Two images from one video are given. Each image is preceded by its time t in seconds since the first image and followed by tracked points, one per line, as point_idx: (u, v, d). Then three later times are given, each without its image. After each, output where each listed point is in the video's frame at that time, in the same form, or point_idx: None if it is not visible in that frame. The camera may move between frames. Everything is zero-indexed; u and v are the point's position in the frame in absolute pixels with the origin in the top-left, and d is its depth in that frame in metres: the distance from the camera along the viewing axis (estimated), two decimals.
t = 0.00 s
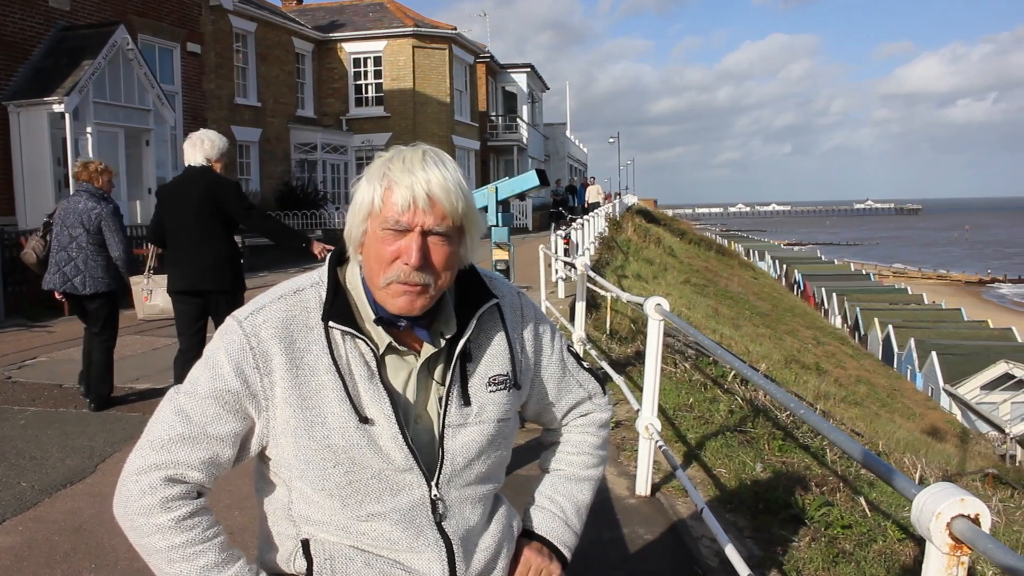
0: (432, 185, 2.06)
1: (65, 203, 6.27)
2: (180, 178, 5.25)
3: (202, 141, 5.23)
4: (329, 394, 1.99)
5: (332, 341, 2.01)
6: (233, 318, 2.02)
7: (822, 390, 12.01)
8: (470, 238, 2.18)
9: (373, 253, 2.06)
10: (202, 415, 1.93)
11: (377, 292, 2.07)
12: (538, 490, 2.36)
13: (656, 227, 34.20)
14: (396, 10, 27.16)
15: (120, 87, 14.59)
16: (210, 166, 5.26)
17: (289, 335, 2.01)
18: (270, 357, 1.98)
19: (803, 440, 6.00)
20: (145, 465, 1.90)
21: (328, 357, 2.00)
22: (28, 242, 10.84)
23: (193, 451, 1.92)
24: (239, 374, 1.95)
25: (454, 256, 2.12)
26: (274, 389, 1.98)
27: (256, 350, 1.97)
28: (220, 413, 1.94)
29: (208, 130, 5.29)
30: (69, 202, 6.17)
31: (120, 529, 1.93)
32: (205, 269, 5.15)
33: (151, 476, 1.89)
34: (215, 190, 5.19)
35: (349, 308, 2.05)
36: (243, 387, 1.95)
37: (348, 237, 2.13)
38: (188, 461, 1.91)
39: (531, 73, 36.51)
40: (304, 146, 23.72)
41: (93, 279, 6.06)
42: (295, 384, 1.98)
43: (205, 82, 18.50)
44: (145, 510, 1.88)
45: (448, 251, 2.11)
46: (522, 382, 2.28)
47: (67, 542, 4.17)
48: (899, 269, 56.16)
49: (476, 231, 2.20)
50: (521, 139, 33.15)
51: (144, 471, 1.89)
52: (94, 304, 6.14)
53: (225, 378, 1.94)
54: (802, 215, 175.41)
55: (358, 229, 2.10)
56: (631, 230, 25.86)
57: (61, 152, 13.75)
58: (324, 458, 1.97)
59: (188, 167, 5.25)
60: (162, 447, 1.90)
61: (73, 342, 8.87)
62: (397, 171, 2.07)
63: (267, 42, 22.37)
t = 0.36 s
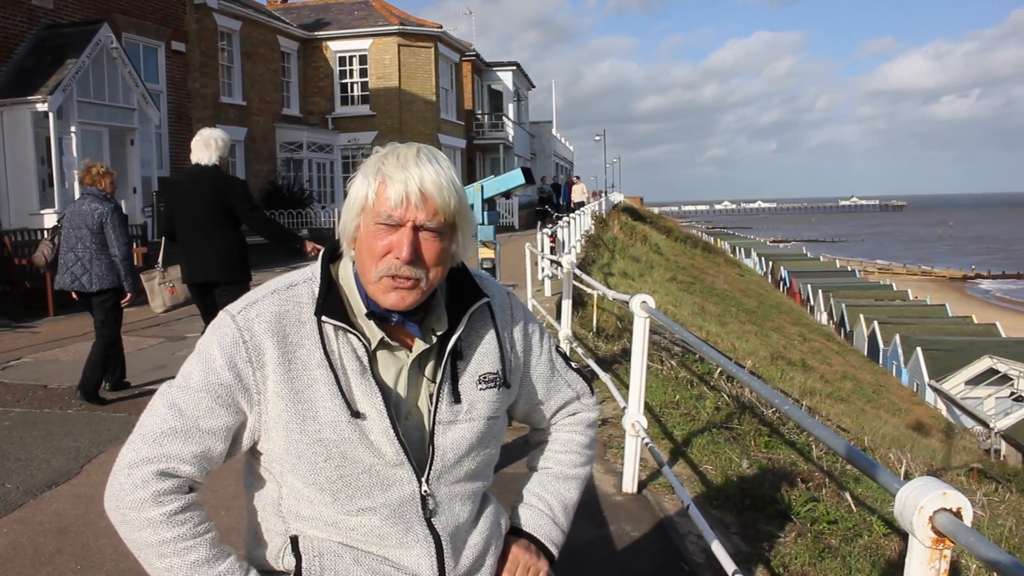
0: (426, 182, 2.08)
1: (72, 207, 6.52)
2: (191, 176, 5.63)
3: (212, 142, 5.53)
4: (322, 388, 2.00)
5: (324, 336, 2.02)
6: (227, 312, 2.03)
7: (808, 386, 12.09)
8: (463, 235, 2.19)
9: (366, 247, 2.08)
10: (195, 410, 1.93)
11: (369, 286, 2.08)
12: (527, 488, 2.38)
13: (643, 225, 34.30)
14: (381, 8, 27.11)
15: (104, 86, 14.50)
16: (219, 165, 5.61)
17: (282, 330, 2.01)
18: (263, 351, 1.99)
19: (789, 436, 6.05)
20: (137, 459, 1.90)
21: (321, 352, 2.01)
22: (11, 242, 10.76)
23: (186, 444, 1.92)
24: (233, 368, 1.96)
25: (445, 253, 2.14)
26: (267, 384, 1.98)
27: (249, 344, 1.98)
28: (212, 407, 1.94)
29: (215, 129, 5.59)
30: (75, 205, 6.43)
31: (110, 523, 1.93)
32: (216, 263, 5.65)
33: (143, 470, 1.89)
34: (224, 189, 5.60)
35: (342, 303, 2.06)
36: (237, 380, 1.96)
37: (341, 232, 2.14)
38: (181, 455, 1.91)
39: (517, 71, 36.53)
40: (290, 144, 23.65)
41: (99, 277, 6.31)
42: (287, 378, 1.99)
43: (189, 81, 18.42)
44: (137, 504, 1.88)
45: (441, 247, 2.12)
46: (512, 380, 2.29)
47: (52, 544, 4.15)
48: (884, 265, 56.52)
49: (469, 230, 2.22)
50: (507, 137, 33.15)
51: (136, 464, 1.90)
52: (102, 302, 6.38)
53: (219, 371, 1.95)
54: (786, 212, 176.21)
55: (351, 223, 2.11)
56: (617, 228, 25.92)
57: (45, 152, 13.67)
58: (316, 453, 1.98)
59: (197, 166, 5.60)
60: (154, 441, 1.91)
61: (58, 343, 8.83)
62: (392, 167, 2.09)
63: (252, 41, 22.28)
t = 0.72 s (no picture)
0: (415, 183, 2.09)
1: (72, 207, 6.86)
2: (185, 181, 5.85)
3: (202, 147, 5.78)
4: (307, 389, 2.00)
5: (311, 337, 2.03)
6: (212, 313, 2.03)
7: (793, 387, 12.15)
8: (450, 236, 2.20)
9: (354, 247, 2.08)
10: (179, 411, 1.94)
11: (355, 286, 2.09)
12: (512, 487, 2.39)
13: (629, 226, 34.38)
14: (367, 9, 27.10)
15: (88, 88, 14.43)
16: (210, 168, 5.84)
17: (268, 330, 2.02)
18: (248, 351, 1.99)
19: (774, 437, 6.08)
20: (121, 459, 1.90)
21: (307, 353, 2.02)
22: None
23: (170, 445, 1.92)
24: (217, 369, 1.96)
25: (433, 253, 2.14)
26: (251, 385, 1.99)
27: (234, 345, 1.98)
28: (197, 408, 1.95)
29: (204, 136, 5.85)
30: (76, 204, 6.77)
31: (94, 525, 1.93)
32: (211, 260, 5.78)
33: (127, 471, 1.89)
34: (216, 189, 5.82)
35: (328, 304, 2.07)
36: (221, 381, 1.96)
37: (328, 233, 2.15)
38: (165, 456, 1.92)
39: (502, 73, 36.56)
40: (275, 146, 23.59)
41: (99, 270, 6.66)
42: (272, 379, 1.99)
43: (174, 82, 18.33)
44: (121, 505, 1.89)
45: (428, 248, 2.13)
46: (498, 380, 2.30)
47: (36, 547, 4.13)
48: (868, 265, 56.88)
49: (456, 232, 2.23)
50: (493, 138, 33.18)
51: (120, 466, 1.90)
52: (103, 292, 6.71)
53: (203, 372, 1.95)
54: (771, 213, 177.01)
55: (339, 224, 2.12)
56: (603, 230, 25.97)
57: (29, 153, 13.58)
58: (301, 454, 1.99)
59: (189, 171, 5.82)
60: (139, 441, 1.91)
61: (42, 345, 8.78)
62: (380, 168, 2.10)
63: (237, 42, 22.21)
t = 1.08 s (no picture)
0: (401, 185, 2.10)
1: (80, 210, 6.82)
2: (183, 182, 6.05)
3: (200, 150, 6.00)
4: (293, 392, 2.02)
5: (295, 340, 2.04)
6: (197, 316, 2.04)
7: (779, 387, 12.23)
8: (437, 238, 2.22)
9: (340, 250, 2.10)
10: (164, 415, 1.95)
11: (342, 289, 2.10)
12: (497, 489, 2.40)
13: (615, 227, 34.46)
14: (352, 11, 27.08)
15: (72, 91, 14.35)
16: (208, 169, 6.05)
17: (253, 333, 2.03)
18: (233, 355, 2.00)
19: (760, 436, 6.13)
20: (106, 463, 1.91)
21: (292, 356, 2.03)
22: None
23: (154, 449, 1.93)
24: (202, 372, 1.97)
25: (419, 255, 2.16)
26: (237, 388, 2.00)
27: (219, 348, 1.99)
28: (182, 412, 1.96)
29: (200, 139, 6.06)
30: (86, 209, 6.73)
31: (78, 529, 1.94)
32: (211, 258, 6.01)
33: (111, 475, 1.90)
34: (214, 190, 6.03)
35: (313, 307, 2.09)
36: (206, 385, 1.97)
37: (314, 235, 2.16)
38: (149, 460, 1.92)
39: (488, 75, 36.61)
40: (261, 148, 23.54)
41: (111, 275, 6.66)
42: (258, 382, 2.00)
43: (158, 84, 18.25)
44: (104, 510, 1.89)
45: (414, 250, 2.15)
46: (482, 381, 2.32)
47: (20, 552, 4.11)
48: (853, 266, 57.25)
49: (443, 233, 2.25)
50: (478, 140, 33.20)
51: (105, 470, 1.90)
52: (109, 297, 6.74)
53: (187, 376, 1.96)
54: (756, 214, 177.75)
55: (325, 227, 2.13)
56: (589, 231, 26.02)
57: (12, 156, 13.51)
58: (287, 457, 2.00)
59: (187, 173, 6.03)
60: (122, 446, 1.92)
61: (27, 349, 8.74)
62: (366, 171, 2.11)
63: (221, 44, 22.14)
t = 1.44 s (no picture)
0: (382, 184, 2.11)
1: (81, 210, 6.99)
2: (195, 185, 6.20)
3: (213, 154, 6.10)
4: (275, 391, 2.02)
5: (278, 338, 2.05)
6: (178, 316, 2.05)
7: (765, 383, 12.31)
8: (420, 235, 2.23)
9: (323, 249, 2.10)
10: (146, 416, 1.95)
11: (325, 288, 2.11)
12: (483, 486, 2.42)
13: (600, 225, 34.53)
14: (336, 10, 27.01)
15: (55, 91, 14.26)
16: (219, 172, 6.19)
17: (235, 334, 2.03)
18: (216, 357, 2.01)
19: (746, 432, 6.16)
20: (88, 465, 1.91)
21: (274, 356, 2.03)
22: None
23: (137, 450, 1.93)
24: (184, 373, 1.97)
25: (402, 254, 2.17)
26: (219, 387, 2.00)
27: (201, 350, 1.99)
28: (164, 413, 1.96)
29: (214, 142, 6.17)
30: (88, 208, 6.91)
31: (60, 531, 1.94)
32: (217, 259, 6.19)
33: (94, 478, 1.90)
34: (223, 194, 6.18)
35: (295, 305, 2.10)
36: (188, 387, 1.98)
37: (296, 233, 2.16)
38: (131, 461, 1.92)
39: (473, 73, 36.58)
40: (245, 147, 23.51)
41: (120, 270, 6.86)
42: (240, 382, 2.01)
43: (142, 84, 18.15)
44: (87, 512, 1.89)
45: (397, 249, 2.16)
46: (467, 380, 2.33)
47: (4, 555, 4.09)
48: (838, 262, 57.59)
49: (425, 229, 2.26)
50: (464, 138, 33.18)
51: (86, 473, 1.90)
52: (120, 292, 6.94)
53: (170, 377, 1.96)
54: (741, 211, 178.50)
55: (307, 226, 2.13)
56: (575, 229, 26.06)
57: None
58: (271, 458, 2.01)
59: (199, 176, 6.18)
60: (104, 448, 1.91)
61: (11, 350, 8.69)
62: (347, 169, 2.12)
63: (205, 43, 22.03)
